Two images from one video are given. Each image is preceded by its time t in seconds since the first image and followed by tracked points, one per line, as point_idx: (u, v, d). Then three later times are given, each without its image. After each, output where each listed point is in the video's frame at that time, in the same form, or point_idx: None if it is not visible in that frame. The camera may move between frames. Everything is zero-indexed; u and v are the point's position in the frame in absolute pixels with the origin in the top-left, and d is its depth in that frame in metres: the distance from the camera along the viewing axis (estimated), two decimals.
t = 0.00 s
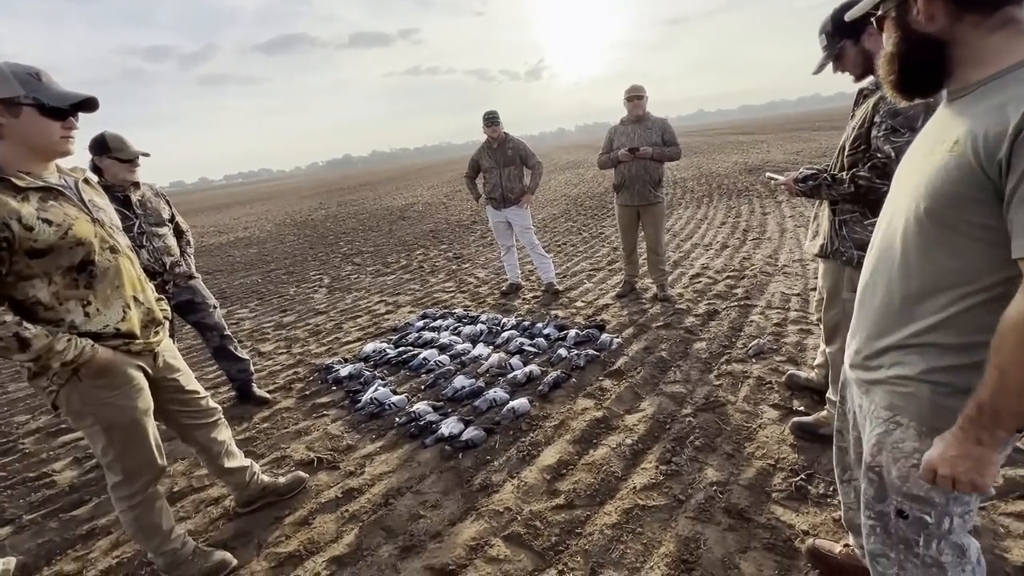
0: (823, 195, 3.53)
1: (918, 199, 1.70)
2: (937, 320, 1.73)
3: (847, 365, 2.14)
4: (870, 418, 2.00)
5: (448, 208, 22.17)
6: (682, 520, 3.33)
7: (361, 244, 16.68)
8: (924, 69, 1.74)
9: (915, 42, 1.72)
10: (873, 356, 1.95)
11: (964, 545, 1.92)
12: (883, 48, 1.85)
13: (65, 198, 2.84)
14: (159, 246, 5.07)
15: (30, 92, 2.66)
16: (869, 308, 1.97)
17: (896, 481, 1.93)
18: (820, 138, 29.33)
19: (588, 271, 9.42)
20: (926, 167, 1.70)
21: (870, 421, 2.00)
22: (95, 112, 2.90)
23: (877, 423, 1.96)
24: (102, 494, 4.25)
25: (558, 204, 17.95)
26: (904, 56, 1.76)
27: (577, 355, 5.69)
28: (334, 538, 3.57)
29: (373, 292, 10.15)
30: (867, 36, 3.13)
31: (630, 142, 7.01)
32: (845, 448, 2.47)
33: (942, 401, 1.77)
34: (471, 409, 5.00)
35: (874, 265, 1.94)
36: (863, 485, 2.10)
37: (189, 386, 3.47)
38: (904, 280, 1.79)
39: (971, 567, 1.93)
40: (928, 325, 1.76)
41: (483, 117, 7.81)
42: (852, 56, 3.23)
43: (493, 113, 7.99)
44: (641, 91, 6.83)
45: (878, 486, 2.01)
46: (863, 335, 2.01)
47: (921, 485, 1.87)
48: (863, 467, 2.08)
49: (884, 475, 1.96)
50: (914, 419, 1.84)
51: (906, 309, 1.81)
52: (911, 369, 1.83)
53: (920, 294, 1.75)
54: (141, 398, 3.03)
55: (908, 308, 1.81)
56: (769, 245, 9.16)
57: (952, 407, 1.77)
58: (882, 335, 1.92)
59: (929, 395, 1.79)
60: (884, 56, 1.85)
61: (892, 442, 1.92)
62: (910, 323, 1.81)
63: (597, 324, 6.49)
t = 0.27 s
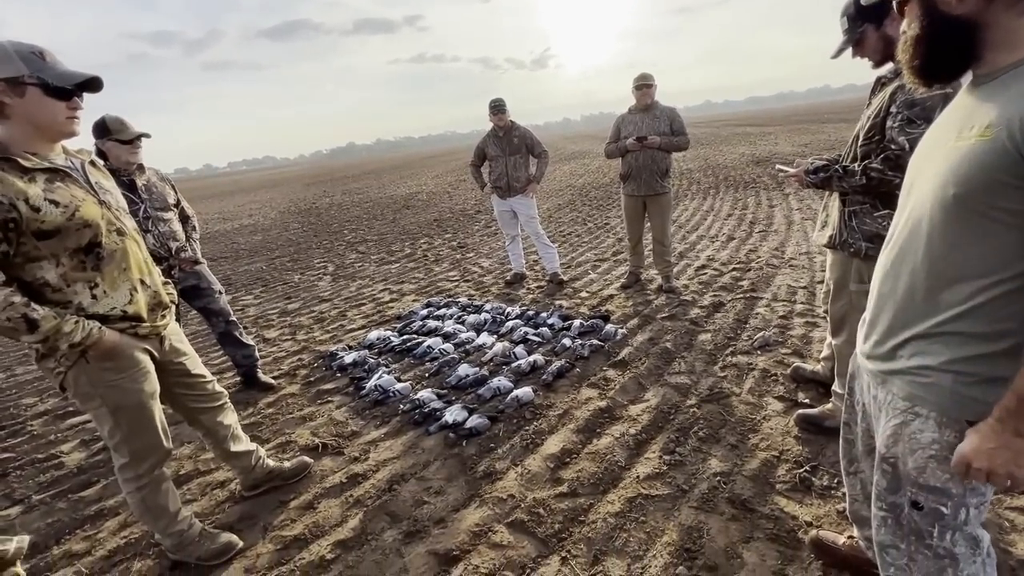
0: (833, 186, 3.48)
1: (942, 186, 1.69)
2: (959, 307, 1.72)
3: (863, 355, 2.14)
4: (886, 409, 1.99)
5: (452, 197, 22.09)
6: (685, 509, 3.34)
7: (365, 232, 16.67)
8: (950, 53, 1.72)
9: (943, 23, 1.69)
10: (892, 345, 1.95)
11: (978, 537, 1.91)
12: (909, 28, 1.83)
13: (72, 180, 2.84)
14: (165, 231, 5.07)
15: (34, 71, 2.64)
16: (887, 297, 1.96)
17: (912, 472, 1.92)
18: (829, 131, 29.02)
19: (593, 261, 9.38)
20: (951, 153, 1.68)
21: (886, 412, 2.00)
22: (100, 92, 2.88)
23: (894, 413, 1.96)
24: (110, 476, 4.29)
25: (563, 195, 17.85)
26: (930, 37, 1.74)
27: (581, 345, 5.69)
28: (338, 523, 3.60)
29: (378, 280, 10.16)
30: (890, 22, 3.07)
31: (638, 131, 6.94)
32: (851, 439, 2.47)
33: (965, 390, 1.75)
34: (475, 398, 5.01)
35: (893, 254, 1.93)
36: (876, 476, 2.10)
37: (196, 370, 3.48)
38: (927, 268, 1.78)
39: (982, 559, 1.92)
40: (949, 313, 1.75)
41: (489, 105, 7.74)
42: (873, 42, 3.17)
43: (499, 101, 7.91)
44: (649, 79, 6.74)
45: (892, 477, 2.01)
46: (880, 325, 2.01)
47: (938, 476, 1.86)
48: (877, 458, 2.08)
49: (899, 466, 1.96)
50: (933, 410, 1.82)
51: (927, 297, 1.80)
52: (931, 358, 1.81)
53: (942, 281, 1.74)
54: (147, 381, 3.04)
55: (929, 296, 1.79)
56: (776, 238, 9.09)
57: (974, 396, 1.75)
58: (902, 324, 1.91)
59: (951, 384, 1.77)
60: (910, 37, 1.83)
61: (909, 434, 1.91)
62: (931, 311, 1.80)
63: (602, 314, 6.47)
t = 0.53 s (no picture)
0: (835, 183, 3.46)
1: (946, 178, 1.67)
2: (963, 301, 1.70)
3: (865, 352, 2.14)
4: (886, 404, 2.01)
5: (452, 189, 22.02)
6: (682, 502, 3.35)
7: (365, 224, 16.63)
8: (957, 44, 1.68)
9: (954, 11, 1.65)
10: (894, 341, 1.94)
11: (975, 532, 1.92)
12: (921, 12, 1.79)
13: (69, 168, 2.82)
14: (163, 220, 5.05)
15: (32, 57, 2.61)
16: (891, 292, 1.95)
17: (910, 467, 1.93)
18: (830, 126, 28.90)
19: (593, 255, 9.37)
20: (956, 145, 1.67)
21: (887, 407, 2.02)
22: (97, 80, 2.86)
23: (894, 408, 1.98)
24: (109, 465, 4.30)
25: (563, 188, 17.80)
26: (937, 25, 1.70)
27: (580, 338, 5.70)
28: (337, 513, 3.62)
29: (377, 272, 10.14)
30: (897, 14, 3.05)
31: (639, 124, 6.90)
32: (851, 433, 2.48)
33: (968, 386, 1.74)
34: (473, 390, 5.02)
35: (896, 249, 1.92)
36: (875, 471, 2.11)
37: (194, 360, 3.47)
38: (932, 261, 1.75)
39: (980, 554, 1.93)
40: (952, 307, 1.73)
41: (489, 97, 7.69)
42: (879, 35, 3.15)
43: (499, 93, 7.87)
44: (651, 71, 6.69)
45: (891, 472, 2.02)
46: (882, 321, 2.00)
47: (936, 471, 1.86)
48: (876, 452, 2.08)
49: (898, 461, 1.98)
50: (934, 405, 1.83)
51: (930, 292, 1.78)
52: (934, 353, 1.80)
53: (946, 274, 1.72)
54: (145, 371, 3.03)
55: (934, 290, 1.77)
56: (776, 233, 9.08)
57: (977, 392, 1.73)
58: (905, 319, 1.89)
59: (954, 380, 1.76)
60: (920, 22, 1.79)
61: (908, 428, 1.93)
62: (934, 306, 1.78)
63: (601, 308, 6.47)
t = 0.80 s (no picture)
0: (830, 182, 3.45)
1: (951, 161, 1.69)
2: (954, 296, 1.72)
3: (861, 347, 2.16)
4: (877, 401, 2.02)
5: (448, 185, 21.96)
6: (677, 498, 3.37)
7: (360, 220, 16.56)
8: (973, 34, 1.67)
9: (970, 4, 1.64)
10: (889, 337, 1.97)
11: (963, 528, 1.94)
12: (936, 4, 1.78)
13: (61, 162, 2.79)
14: (156, 216, 5.01)
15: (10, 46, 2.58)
16: (901, 289, 1.91)
17: (899, 463, 1.94)
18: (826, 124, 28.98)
19: (589, 252, 9.37)
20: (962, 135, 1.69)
21: (877, 404, 2.03)
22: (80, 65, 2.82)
23: (884, 405, 1.99)
24: (102, 461, 4.28)
25: (560, 185, 17.79)
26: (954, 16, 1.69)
27: (576, 335, 5.70)
28: (332, 509, 3.62)
29: (373, 268, 10.11)
30: (894, 12, 3.07)
31: (636, 120, 6.89)
32: (844, 430, 2.49)
33: (955, 385, 1.75)
34: (469, 386, 5.02)
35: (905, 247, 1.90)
36: (866, 466, 2.13)
37: (188, 356, 3.46)
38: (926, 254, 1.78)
39: (968, 549, 1.95)
40: (944, 302, 1.76)
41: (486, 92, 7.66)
42: (877, 32, 3.16)
43: (496, 88, 7.83)
44: (648, 67, 6.68)
45: (881, 468, 2.03)
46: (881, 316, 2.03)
47: (925, 468, 1.88)
48: (867, 448, 2.10)
49: (887, 457, 1.99)
50: (922, 402, 1.84)
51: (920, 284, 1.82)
52: (924, 350, 1.82)
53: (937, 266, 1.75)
54: (138, 366, 3.02)
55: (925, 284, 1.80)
56: (771, 230, 9.11)
57: (964, 391, 1.74)
58: (898, 315, 1.93)
59: (940, 378, 1.78)
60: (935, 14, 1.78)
61: (897, 425, 1.94)
62: (926, 301, 1.81)
63: (597, 305, 6.48)
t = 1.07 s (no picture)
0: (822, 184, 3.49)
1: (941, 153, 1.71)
2: (948, 295, 1.73)
3: (851, 346, 2.17)
4: (870, 400, 2.03)
5: (443, 185, 21.91)
6: (671, 497, 3.38)
7: (355, 220, 16.51)
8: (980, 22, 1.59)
9: None
10: (880, 335, 1.98)
11: (955, 526, 1.96)
12: None
13: (49, 161, 2.76)
14: (147, 215, 4.96)
15: None
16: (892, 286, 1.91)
17: (892, 462, 1.96)
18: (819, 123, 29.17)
19: (583, 251, 9.38)
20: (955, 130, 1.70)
21: (869, 403, 2.04)
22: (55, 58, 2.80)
23: (877, 404, 1.99)
24: (93, 464, 4.24)
25: (554, 184, 17.79)
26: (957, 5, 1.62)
27: (570, 334, 5.71)
28: (326, 510, 3.60)
29: (367, 268, 10.07)
30: (884, 12, 3.08)
31: (630, 120, 6.90)
32: (836, 429, 2.51)
33: (949, 384, 1.76)
34: (464, 386, 5.01)
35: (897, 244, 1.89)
36: (858, 465, 2.14)
37: (180, 358, 3.43)
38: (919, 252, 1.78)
39: (959, 547, 1.97)
40: (937, 301, 1.76)
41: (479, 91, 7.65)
42: (867, 33, 3.17)
43: (489, 88, 7.82)
44: (642, 67, 6.70)
45: (874, 466, 2.04)
46: (871, 315, 2.03)
47: (918, 467, 1.90)
48: (859, 448, 2.11)
49: (880, 456, 2.00)
50: (915, 402, 1.85)
51: (913, 283, 1.82)
52: (916, 348, 1.83)
53: (931, 264, 1.75)
54: (129, 368, 2.99)
55: (917, 281, 1.80)
56: (765, 229, 9.15)
57: (958, 390, 1.76)
58: (890, 313, 1.93)
59: (933, 377, 1.79)
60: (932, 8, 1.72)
61: (890, 424, 1.95)
62: (917, 299, 1.81)
63: (592, 304, 6.49)
